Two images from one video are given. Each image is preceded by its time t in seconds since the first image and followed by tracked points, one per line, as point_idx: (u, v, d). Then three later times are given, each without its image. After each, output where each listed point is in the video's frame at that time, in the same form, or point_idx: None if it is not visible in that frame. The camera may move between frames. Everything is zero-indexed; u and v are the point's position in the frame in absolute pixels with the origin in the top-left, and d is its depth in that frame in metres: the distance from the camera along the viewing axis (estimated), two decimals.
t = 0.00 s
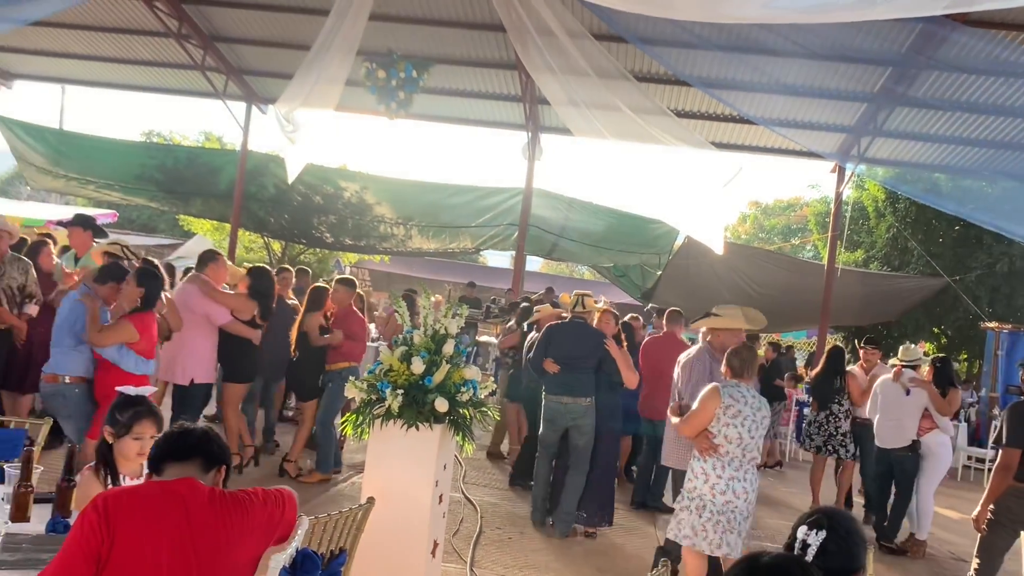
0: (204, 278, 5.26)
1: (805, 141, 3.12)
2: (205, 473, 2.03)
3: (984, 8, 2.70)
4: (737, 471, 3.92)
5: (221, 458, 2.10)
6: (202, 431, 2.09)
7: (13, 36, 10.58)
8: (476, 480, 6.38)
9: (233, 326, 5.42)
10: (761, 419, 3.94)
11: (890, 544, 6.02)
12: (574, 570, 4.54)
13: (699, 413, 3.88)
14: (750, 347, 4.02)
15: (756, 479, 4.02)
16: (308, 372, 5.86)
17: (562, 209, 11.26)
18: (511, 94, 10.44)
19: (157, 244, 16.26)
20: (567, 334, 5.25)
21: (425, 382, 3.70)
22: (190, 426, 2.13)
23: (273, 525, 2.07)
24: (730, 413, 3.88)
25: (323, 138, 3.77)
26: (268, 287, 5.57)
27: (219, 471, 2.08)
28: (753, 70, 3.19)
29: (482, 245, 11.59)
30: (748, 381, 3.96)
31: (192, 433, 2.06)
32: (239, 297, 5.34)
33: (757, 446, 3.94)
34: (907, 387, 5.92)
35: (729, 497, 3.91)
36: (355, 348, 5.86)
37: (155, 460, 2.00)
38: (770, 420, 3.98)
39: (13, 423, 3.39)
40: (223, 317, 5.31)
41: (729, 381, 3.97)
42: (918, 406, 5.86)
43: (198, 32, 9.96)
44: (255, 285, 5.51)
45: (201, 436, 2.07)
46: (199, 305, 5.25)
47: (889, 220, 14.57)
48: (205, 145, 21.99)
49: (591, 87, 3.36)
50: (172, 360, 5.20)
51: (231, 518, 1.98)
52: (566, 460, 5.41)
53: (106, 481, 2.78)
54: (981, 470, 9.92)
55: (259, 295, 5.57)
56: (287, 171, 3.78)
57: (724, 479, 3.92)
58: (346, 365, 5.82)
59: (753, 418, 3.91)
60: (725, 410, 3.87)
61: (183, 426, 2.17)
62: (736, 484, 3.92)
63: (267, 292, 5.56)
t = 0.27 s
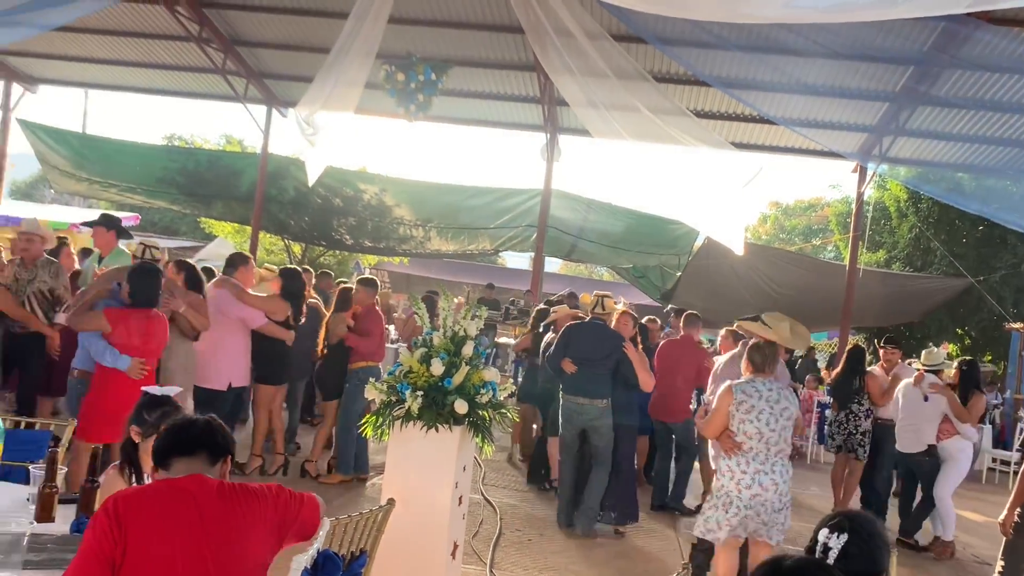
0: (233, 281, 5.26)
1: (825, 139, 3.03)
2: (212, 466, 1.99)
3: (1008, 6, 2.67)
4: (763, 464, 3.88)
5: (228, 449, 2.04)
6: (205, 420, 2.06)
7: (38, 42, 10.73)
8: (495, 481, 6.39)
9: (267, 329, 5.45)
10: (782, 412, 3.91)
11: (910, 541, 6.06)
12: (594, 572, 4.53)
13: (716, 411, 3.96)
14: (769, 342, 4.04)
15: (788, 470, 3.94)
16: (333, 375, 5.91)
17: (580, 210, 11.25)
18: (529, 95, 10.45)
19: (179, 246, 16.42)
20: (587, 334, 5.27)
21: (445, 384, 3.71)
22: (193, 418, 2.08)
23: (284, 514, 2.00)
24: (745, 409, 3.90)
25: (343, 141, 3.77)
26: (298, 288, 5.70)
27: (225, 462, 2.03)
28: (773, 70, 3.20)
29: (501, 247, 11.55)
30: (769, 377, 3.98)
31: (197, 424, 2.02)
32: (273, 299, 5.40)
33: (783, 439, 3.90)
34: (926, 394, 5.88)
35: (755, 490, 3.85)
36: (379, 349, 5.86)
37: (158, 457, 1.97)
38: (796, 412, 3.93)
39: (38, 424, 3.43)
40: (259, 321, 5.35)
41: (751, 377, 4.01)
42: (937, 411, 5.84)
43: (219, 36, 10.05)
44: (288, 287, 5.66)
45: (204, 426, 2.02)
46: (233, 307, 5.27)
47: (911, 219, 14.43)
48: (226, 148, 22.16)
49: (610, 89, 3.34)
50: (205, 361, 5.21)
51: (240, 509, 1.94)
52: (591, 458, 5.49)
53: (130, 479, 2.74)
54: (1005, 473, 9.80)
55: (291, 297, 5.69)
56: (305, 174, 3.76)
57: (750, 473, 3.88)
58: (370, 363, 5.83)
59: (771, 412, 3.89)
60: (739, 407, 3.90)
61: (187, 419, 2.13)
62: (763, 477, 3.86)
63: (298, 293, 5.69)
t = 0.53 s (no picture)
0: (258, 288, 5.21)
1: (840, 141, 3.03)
2: (221, 455, 1.99)
3: None
4: (785, 471, 3.89)
5: (234, 429, 2.04)
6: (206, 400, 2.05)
7: (61, 48, 10.86)
8: (513, 485, 6.39)
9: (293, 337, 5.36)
10: (804, 419, 3.88)
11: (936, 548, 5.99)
12: None
13: (737, 419, 3.97)
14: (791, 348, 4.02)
15: (812, 475, 3.92)
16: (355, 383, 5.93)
17: (597, 213, 11.24)
18: (546, 98, 10.45)
19: (198, 251, 16.56)
20: (613, 337, 5.29)
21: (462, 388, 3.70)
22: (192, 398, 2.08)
23: (292, 504, 2.06)
24: (766, 416, 3.89)
25: (361, 146, 3.79)
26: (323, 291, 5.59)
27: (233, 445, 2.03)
28: (791, 72, 3.18)
29: (518, 250, 11.63)
30: (794, 382, 3.95)
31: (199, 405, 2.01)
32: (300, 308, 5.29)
33: (807, 444, 3.89)
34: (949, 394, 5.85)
35: (777, 496, 3.88)
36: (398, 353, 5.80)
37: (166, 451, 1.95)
38: (820, 419, 3.88)
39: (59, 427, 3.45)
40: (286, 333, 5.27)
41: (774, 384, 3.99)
42: (961, 411, 5.77)
43: (237, 42, 10.13)
44: (312, 292, 5.56)
45: (209, 409, 2.01)
46: (257, 318, 5.19)
47: (932, 222, 14.29)
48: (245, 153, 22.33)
49: (628, 91, 3.32)
50: (235, 372, 5.20)
51: (256, 497, 1.95)
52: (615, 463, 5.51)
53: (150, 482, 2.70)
54: None
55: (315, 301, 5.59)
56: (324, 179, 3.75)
57: (771, 480, 3.91)
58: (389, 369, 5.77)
59: (793, 419, 3.88)
60: (759, 414, 3.90)
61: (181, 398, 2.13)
62: (785, 483, 3.87)
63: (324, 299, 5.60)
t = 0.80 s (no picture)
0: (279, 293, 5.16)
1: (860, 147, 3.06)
2: (237, 449, 1.88)
3: None
4: (796, 472, 3.96)
5: (247, 418, 1.92)
6: (218, 383, 1.92)
7: (81, 55, 10.97)
8: (528, 490, 6.37)
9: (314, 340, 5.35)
10: (823, 423, 3.94)
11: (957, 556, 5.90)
12: None
13: (756, 417, 4.01)
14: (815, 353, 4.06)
15: (821, 480, 3.99)
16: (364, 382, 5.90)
17: (612, 217, 11.22)
18: (561, 103, 10.45)
19: (215, 255, 16.66)
20: (641, 345, 5.28)
21: (477, 393, 3.70)
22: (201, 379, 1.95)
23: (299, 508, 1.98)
24: (788, 416, 3.95)
25: (377, 151, 3.82)
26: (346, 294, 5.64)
27: (247, 436, 1.91)
28: (809, 76, 3.13)
29: (533, 255, 11.58)
30: (813, 387, 4.00)
31: (212, 392, 1.89)
32: (321, 311, 5.24)
33: (822, 450, 3.95)
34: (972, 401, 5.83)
35: (785, 497, 3.95)
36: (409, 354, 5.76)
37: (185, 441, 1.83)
38: (838, 426, 3.94)
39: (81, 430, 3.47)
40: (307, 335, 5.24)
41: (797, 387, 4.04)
42: (986, 419, 5.76)
43: (254, 47, 10.20)
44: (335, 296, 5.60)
45: (224, 399, 1.89)
46: (279, 320, 5.17)
47: (950, 226, 14.18)
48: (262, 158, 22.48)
49: (641, 96, 3.31)
50: (256, 374, 5.20)
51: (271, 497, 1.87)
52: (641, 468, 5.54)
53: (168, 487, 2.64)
54: None
55: (340, 305, 5.65)
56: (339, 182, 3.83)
57: (782, 479, 3.98)
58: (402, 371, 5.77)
59: (813, 422, 3.93)
60: (782, 414, 3.95)
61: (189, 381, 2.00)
62: (794, 484, 3.94)
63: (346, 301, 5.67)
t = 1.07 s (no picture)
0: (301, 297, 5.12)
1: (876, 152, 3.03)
2: (257, 450, 1.89)
3: None
4: (816, 474, 3.95)
5: (269, 420, 1.93)
6: (242, 382, 1.92)
7: (100, 60, 11.07)
8: (542, 494, 6.37)
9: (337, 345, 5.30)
10: (841, 424, 3.96)
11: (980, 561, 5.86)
12: None
13: (775, 422, 4.06)
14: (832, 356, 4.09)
15: (843, 482, 3.99)
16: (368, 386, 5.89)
17: (627, 222, 11.21)
18: (576, 107, 10.46)
19: (230, 259, 16.75)
20: (659, 347, 5.29)
21: (492, 398, 3.70)
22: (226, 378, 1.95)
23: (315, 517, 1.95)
24: (803, 419, 3.99)
25: (392, 155, 3.83)
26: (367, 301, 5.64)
27: (266, 438, 1.91)
28: (824, 79, 3.12)
29: (548, 259, 11.60)
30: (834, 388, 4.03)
31: (235, 390, 1.88)
32: (345, 317, 5.23)
33: (842, 452, 3.95)
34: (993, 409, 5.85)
35: (806, 498, 3.95)
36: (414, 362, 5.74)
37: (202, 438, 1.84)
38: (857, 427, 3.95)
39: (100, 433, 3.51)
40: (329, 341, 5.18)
41: (818, 390, 4.06)
42: (1007, 426, 5.75)
43: (270, 52, 10.26)
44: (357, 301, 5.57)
45: (246, 400, 1.88)
46: (302, 324, 5.11)
47: (967, 231, 14.08)
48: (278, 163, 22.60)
49: (655, 100, 3.33)
50: (275, 379, 5.12)
51: (289, 496, 1.87)
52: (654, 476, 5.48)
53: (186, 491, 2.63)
54: None
55: (363, 311, 5.65)
56: (355, 186, 3.84)
57: (802, 481, 3.97)
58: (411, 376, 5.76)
59: (829, 424, 3.96)
60: (797, 417, 4.00)
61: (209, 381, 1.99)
62: (814, 486, 3.94)
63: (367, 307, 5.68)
